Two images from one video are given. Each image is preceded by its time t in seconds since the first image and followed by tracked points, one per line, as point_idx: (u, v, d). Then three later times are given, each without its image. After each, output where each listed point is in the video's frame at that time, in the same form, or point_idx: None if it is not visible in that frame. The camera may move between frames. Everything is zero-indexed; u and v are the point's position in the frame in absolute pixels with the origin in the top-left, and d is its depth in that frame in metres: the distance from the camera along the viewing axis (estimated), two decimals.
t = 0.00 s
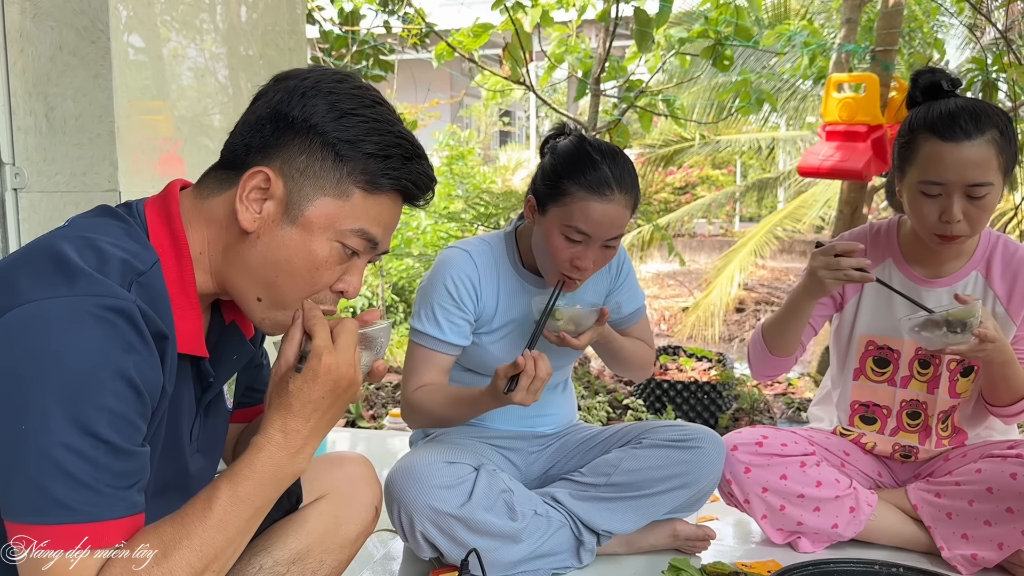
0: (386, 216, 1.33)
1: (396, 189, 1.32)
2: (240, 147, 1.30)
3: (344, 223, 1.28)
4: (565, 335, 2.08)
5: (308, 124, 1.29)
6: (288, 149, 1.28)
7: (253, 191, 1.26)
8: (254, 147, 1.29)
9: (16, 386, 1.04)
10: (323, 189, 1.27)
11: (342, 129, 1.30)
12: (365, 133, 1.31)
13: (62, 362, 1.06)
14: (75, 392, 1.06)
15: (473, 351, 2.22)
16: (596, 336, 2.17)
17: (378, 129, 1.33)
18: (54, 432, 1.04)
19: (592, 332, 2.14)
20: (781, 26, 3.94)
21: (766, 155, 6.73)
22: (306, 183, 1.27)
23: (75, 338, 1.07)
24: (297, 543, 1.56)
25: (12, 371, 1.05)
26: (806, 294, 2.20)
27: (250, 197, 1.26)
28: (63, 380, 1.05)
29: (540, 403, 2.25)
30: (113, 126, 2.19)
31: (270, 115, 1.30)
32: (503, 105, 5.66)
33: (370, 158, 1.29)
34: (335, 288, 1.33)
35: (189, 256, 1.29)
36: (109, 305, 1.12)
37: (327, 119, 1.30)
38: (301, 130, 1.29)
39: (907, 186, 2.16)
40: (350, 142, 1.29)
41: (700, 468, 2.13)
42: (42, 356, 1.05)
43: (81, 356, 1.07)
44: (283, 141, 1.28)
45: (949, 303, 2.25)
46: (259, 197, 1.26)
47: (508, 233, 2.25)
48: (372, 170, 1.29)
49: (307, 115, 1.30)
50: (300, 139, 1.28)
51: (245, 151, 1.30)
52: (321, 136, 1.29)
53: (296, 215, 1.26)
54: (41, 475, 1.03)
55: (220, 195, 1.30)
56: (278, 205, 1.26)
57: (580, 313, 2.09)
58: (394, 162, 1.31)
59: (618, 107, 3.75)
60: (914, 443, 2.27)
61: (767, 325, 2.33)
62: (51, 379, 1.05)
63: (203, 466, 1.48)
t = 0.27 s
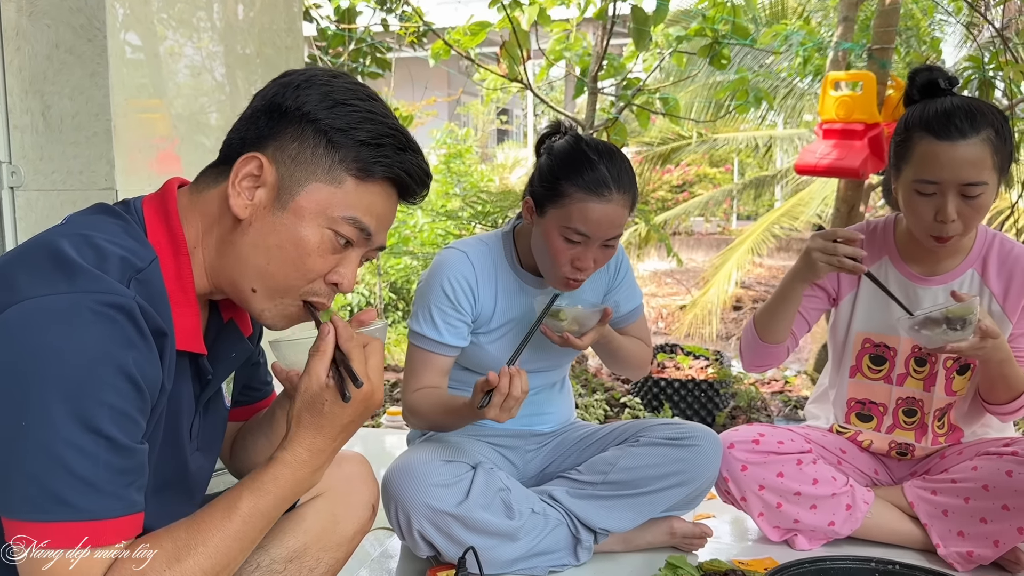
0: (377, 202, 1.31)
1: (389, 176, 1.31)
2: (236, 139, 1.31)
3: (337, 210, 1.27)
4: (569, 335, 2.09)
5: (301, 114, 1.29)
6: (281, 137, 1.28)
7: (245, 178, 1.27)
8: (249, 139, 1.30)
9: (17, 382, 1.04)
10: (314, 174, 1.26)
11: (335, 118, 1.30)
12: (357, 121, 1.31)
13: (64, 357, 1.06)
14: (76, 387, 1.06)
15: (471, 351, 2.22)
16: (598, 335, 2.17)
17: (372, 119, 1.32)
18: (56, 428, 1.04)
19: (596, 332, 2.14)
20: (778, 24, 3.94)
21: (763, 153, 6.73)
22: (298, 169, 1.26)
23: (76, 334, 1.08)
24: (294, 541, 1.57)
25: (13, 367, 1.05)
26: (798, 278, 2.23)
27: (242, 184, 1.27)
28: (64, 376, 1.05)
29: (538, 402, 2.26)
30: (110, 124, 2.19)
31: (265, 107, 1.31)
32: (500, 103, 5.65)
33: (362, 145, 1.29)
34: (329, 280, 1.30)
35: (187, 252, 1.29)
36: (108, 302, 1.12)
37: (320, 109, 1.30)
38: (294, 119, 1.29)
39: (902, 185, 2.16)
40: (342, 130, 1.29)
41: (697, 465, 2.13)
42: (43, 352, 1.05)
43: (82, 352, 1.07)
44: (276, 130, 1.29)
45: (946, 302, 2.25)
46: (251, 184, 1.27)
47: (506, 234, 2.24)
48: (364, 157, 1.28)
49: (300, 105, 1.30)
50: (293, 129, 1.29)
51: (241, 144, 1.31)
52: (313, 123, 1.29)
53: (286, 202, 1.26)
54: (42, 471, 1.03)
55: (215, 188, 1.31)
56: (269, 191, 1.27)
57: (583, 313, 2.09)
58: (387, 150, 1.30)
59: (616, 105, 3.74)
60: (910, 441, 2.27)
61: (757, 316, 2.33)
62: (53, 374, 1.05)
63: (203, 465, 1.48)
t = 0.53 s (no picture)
0: (375, 201, 1.31)
1: (383, 173, 1.30)
2: (220, 137, 1.27)
3: (335, 210, 1.27)
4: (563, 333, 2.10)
5: (288, 112, 1.26)
6: (270, 137, 1.26)
7: (238, 182, 1.24)
8: (235, 138, 1.26)
9: (10, 379, 1.04)
10: (309, 178, 1.25)
11: (324, 115, 1.27)
12: (347, 117, 1.28)
13: (57, 355, 1.06)
14: (69, 385, 1.06)
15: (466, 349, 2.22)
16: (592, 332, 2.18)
17: (360, 113, 1.29)
18: (49, 425, 1.04)
19: (590, 329, 2.14)
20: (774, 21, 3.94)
21: (759, 151, 6.74)
22: (291, 173, 1.25)
23: (69, 331, 1.07)
24: (288, 538, 1.57)
25: (6, 364, 1.05)
26: (798, 280, 2.22)
27: (234, 188, 1.24)
28: (57, 373, 1.05)
29: (533, 399, 2.26)
30: (103, 121, 2.19)
31: (249, 104, 1.27)
32: (496, 101, 5.65)
33: (354, 143, 1.27)
34: (329, 276, 1.32)
35: (178, 247, 1.29)
36: (101, 299, 1.12)
37: (307, 106, 1.27)
38: (282, 118, 1.26)
39: (896, 182, 2.16)
40: (332, 129, 1.27)
41: (691, 462, 2.14)
42: (36, 349, 1.05)
43: (75, 350, 1.07)
44: (263, 130, 1.26)
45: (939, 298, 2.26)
46: (244, 187, 1.25)
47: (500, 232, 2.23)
48: (356, 155, 1.27)
49: (286, 102, 1.26)
50: (281, 128, 1.26)
51: (226, 142, 1.27)
52: (302, 124, 1.26)
53: (283, 206, 1.25)
54: (35, 469, 1.03)
55: (205, 188, 1.29)
56: (264, 194, 1.25)
57: (578, 310, 2.09)
58: (378, 146, 1.29)
59: (611, 103, 3.74)
60: (904, 436, 2.29)
61: (754, 313, 2.34)
62: (45, 371, 1.05)
63: (195, 461, 1.48)
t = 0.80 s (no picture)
0: (363, 191, 1.32)
1: (371, 165, 1.30)
2: (205, 131, 1.25)
3: (326, 205, 1.27)
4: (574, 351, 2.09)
5: (274, 106, 1.25)
6: (256, 132, 1.24)
7: (225, 177, 1.23)
8: (220, 132, 1.24)
9: None
10: (298, 172, 1.25)
11: (311, 109, 1.26)
12: (334, 110, 1.27)
13: (38, 355, 1.05)
14: (52, 385, 1.05)
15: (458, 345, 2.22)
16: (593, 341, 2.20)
17: (347, 105, 1.28)
18: (31, 426, 1.03)
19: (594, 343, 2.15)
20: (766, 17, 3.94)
21: (752, 147, 6.75)
22: (280, 168, 1.24)
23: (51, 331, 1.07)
24: (281, 535, 1.57)
25: None
26: (786, 282, 2.23)
27: (222, 183, 1.23)
28: (39, 374, 1.05)
29: (526, 395, 2.26)
30: (94, 117, 2.17)
31: (234, 97, 1.25)
32: (489, 96, 5.64)
33: (343, 136, 1.26)
34: (319, 266, 1.31)
35: (166, 245, 1.28)
36: (85, 298, 1.11)
37: (293, 99, 1.25)
38: (268, 112, 1.24)
39: (888, 179, 2.17)
40: (320, 122, 1.26)
41: (683, 457, 2.14)
42: (18, 350, 1.04)
43: (57, 349, 1.06)
44: (250, 124, 1.24)
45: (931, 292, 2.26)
46: (231, 182, 1.24)
47: (492, 228, 2.23)
48: (345, 148, 1.26)
49: (272, 95, 1.25)
50: (267, 122, 1.24)
51: (211, 136, 1.25)
52: (289, 118, 1.25)
53: (272, 201, 1.24)
54: (18, 469, 1.03)
55: (191, 182, 1.27)
56: (252, 189, 1.24)
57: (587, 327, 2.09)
58: (366, 138, 1.29)
59: (604, 98, 3.74)
60: (896, 431, 2.29)
61: (744, 310, 2.34)
62: (27, 372, 1.04)
63: (184, 458, 1.47)
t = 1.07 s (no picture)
0: (344, 173, 1.30)
1: (351, 146, 1.29)
2: (181, 120, 1.24)
3: (308, 189, 1.26)
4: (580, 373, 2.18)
5: (249, 92, 1.23)
6: (232, 119, 1.22)
7: (204, 166, 1.22)
8: (195, 120, 1.23)
9: None
10: (277, 157, 1.23)
11: (285, 93, 1.24)
12: (310, 93, 1.25)
13: (12, 349, 1.04)
14: (27, 379, 1.04)
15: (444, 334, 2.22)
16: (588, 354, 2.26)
17: (323, 87, 1.27)
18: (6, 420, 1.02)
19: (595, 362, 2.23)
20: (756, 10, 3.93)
21: (742, 140, 6.75)
22: (258, 154, 1.22)
23: (25, 326, 1.05)
24: (268, 530, 1.56)
25: None
26: (771, 270, 2.22)
27: (202, 172, 1.22)
28: (14, 368, 1.03)
29: (516, 388, 2.26)
30: (78, 110, 2.15)
31: (207, 85, 1.23)
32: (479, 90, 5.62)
33: (320, 119, 1.25)
34: (303, 253, 1.30)
35: (145, 237, 1.26)
36: (62, 291, 1.10)
37: (268, 83, 1.24)
38: (243, 99, 1.23)
39: (876, 172, 2.17)
40: (297, 105, 1.24)
41: (673, 450, 2.14)
42: None
43: (31, 343, 1.05)
44: (224, 112, 1.22)
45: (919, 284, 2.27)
46: (211, 171, 1.22)
47: (480, 219, 2.22)
48: (323, 131, 1.25)
49: (245, 81, 1.23)
50: (242, 108, 1.23)
51: (187, 125, 1.23)
52: (264, 103, 1.23)
53: (252, 189, 1.23)
54: None
55: (170, 172, 1.25)
56: (232, 178, 1.22)
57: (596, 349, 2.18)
58: (344, 119, 1.27)
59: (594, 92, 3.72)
60: (885, 423, 2.30)
61: (730, 302, 2.34)
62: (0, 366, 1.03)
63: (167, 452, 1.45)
